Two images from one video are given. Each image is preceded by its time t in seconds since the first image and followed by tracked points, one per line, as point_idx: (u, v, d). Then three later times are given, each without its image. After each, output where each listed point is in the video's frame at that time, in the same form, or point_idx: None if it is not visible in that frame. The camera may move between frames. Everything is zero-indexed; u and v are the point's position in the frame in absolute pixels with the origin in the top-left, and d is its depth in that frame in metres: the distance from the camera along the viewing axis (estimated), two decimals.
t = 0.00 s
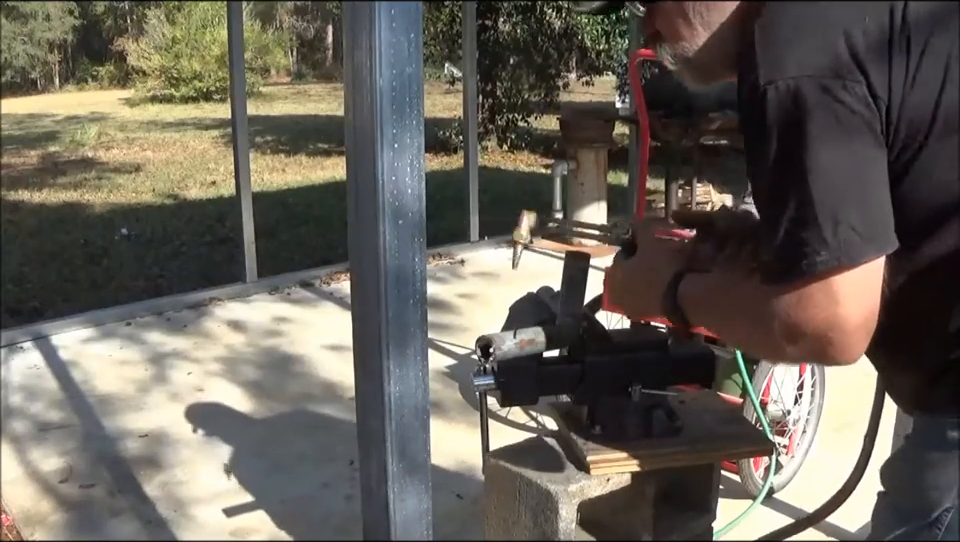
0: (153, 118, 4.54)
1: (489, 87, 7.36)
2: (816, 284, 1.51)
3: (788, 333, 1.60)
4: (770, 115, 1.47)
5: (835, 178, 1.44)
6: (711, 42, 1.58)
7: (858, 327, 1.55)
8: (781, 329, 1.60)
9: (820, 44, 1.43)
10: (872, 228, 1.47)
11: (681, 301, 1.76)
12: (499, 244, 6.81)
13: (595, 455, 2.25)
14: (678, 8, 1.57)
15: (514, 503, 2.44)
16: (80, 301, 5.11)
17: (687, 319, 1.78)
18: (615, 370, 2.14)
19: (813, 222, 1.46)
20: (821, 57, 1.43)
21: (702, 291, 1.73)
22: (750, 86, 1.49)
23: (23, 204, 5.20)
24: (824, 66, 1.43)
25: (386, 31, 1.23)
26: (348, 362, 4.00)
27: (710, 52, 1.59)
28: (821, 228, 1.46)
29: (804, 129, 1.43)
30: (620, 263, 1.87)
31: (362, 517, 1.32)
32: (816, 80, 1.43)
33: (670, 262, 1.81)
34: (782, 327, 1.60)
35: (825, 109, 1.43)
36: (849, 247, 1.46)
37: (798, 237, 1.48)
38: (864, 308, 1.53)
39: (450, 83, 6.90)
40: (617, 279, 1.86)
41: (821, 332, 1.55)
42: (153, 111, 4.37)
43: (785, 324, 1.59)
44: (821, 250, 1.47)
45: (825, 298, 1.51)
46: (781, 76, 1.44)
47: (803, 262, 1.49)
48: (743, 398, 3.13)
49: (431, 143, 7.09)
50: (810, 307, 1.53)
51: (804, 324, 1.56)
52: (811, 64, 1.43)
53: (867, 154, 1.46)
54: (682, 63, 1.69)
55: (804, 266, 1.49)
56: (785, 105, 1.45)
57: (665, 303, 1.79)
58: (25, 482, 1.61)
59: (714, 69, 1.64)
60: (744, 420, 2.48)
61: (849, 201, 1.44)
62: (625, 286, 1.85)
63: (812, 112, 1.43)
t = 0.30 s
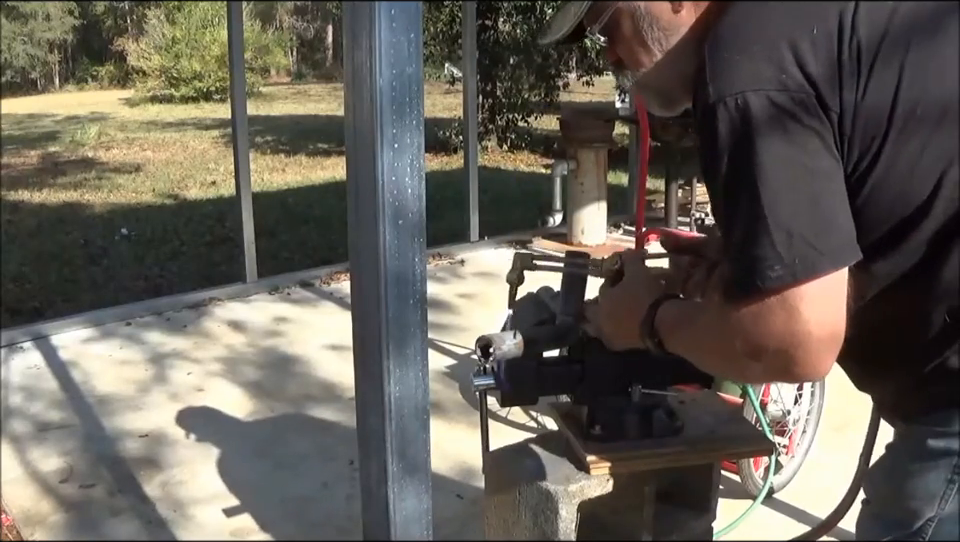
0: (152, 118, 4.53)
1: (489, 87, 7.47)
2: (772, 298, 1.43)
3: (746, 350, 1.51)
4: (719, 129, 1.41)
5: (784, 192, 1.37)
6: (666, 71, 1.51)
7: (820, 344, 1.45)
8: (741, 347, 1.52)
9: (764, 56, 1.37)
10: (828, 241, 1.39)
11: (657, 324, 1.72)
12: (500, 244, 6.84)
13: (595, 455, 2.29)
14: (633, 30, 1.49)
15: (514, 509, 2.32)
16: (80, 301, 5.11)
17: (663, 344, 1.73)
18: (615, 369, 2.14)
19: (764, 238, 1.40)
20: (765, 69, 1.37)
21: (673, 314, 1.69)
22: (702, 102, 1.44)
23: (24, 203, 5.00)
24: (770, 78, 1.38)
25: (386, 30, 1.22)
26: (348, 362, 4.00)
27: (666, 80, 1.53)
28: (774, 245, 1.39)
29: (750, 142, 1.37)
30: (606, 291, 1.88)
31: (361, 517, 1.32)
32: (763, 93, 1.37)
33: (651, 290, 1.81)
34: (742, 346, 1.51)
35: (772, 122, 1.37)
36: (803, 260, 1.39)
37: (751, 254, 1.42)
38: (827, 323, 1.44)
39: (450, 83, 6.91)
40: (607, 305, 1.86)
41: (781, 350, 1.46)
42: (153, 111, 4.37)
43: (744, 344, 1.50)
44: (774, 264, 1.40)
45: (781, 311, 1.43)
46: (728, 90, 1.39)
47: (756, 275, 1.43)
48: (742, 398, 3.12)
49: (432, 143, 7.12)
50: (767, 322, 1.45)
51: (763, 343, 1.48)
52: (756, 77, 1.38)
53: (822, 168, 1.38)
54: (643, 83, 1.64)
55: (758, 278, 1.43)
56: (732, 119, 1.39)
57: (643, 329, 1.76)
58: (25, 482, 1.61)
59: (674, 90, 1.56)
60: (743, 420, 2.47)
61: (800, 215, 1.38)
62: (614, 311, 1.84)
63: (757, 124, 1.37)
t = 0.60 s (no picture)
0: (152, 118, 4.54)
1: (489, 87, 7.40)
2: (771, 297, 1.43)
3: (746, 348, 1.51)
4: (714, 129, 1.41)
5: (781, 190, 1.37)
6: (660, 71, 1.55)
7: (820, 343, 1.45)
8: (741, 346, 1.51)
9: (758, 57, 1.38)
10: (825, 239, 1.39)
11: (663, 324, 1.72)
12: (500, 244, 6.84)
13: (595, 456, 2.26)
14: (628, 33, 1.55)
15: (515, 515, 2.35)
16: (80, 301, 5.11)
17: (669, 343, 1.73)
18: (615, 369, 2.15)
19: (761, 237, 1.39)
20: (759, 70, 1.38)
21: (677, 313, 1.68)
22: (696, 102, 1.44)
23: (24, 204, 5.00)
24: (764, 78, 1.38)
25: (386, 30, 1.22)
26: (348, 362, 4.00)
27: (661, 81, 1.57)
28: (772, 245, 1.39)
29: (746, 141, 1.37)
30: (610, 293, 1.87)
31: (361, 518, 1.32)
32: (757, 92, 1.37)
33: (658, 290, 1.79)
34: (743, 345, 1.51)
35: (766, 120, 1.37)
36: (800, 259, 1.38)
37: (749, 253, 1.42)
38: (827, 321, 1.44)
39: (450, 83, 6.92)
40: (610, 307, 1.85)
41: (781, 348, 1.46)
42: (153, 111, 4.37)
43: (744, 342, 1.50)
44: (772, 262, 1.40)
45: (780, 311, 1.43)
46: (722, 90, 1.39)
47: (753, 275, 1.42)
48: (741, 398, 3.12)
49: (432, 143, 7.12)
50: (766, 320, 1.45)
51: (762, 341, 1.47)
52: (751, 77, 1.38)
53: (817, 166, 1.38)
54: (640, 94, 1.67)
55: (756, 279, 1.42)
56: (727, 119, 1.39)
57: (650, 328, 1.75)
58: (25, 483, 1.61)
59: (669, 94, 1.60)
60: (743, 420, 2.47)
61: (796, 214, 1.37)
62: (618, 312, 1.83)
63: (752, 123, 1.37)
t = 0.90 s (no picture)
0: (152, 118, 4.54)
1: (489, 87, 7.44)
2: (772, 296, 1.43)
3: (746, 346, 1.51)
4: (714, 127, 1.41)
5: (781, 188, 1.37)
6: (660, 70, 1.56)
7: (819, 342, 1.45)
8: (740, 344, 1.51)
9: (759, 56, 1.38)
10: (824, 238, 1.38)
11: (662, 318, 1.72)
12: (500, 244, 6.84)
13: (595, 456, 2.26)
14: (629, 31, 1.55)
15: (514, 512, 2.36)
16: (80, 300, 5.11)
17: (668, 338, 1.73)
18: (615, 369, 2.14)
19: (761, 235, 1.39)
20: (760, 68, 1.38)
21: (677, 308, 1.68)
22: (697, 99, 1.44)
23: (24, 203, 5.01)
24: (765, 77, 1.38)
25: (386, 30, 1.22)
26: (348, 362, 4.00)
27: (662, 80, 1.57)
28: (772, 244, 1.39)
29: (746, 139, 1.37)
30: (609, 290, 1.86)
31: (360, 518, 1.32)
32: (758, 91, 1.37)
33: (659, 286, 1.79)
34: (743, 343, 1.51)
35: (767, 120, 1.37)
36: (800, 258, 1.38)
37: (749, 251, 1.42)
38: (826, 320, 1.44)
39: (450, 83, 6.94)
40: (610, 304, 1.85)
41: (780, 347, 1.46)
42: (153, 111, 4.37)
43: (743, 340, 1.50)
44: (772, 261, 1.39)
45: (780, 309, 1.43)
46: (723, 89, 1.39)
47: (752, 274, 1.42)
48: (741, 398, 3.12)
49: (432, 144, 7.13)
50: (766, 319, 1.45)
51: (761, 339, 1.47)
52: (751, 76, 1.38)
53: (818, 164, 1.38)
54: (641, 91, 1.67)
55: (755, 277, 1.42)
56: (728, 117, 1.39)
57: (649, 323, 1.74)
58: (26, 482, 1.61)
59: (670, 93, 1.60)
60: (743, 420, 2.47)
61: (796, 213, 1.37)
62: (618, 308, 1.83)
63: (753, 121, 1.37)
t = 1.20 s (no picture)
0: (152, 118, 4.54)
1: (489, 87, 7.43)
2: (773, 298, 1.43)
3: (747, 345, 1.51)
4: (715, 126, 1.42)
5: (782, 188, 1.37)
6: (661, 70, 1.56)
7: (820, 343, 1.45)
8: (741, 343, 1.52)
9: (759, 56, 1.38)
10: (825, 238, 1.38)
11: (663, 313, 1.72)
12: (500, 244, 6.84)
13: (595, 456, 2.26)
14: (629, 32, 1.55)
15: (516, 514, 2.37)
16: (80, 300, 5.11)
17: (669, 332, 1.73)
18: (616, 369, 2.14)
19: (761, 235, 1.39)
20: (761, 68, 1.38)
21: (678, 303, 1.68)
22: (698, 98, 1.44)
23: (24, 203, 5.00)
24: (765, 77, 1.38)
25: (386, 30, 1.22)
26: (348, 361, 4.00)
27: (663, 80, 1.57)
28: (772, 244, 1.39)
29: (748, 139, 1.38)
30: (610, 284, 1.85)
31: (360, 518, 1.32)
32: (759, 90, 1.37)
33: (660, 277, 1.79)
34: (743, 342, 1.51)
35: (768, 120, 1.37)
36: (800, 258, 1.38)
37: (749, 252, 1.42)
38: (827, 321, 1.44)
39: (450, 83, 6.95)
40: (610, 295, 1.84)
41: (780, 347, 1.46)
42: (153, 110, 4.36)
43: (744, 339, 1.51)
44: (773, 261, 1.39)
45: (782, 311, 1.43)
46: (723, 89, 1.40)
47: (753, 275, 1.42)
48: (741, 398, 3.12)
49: (432, 143, 7.13)
50: (767, 320, 1.45)
51: (762, 339, 1.48)
52: (752, 76, 1.38)
53: (818, 164, 1.38)
54: (640, 91, 1.67)
55: (757, 278, 1.42)
56: (729, 116, 1.40)
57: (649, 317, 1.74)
58: (26, 483, 1.61)
59: (671, 93, 1.61)
60: (743, 419, 2.47)
61: (797, 213, 1.37)
62: (619, 301, 1.83)
63: (754, 121, 1.37)
